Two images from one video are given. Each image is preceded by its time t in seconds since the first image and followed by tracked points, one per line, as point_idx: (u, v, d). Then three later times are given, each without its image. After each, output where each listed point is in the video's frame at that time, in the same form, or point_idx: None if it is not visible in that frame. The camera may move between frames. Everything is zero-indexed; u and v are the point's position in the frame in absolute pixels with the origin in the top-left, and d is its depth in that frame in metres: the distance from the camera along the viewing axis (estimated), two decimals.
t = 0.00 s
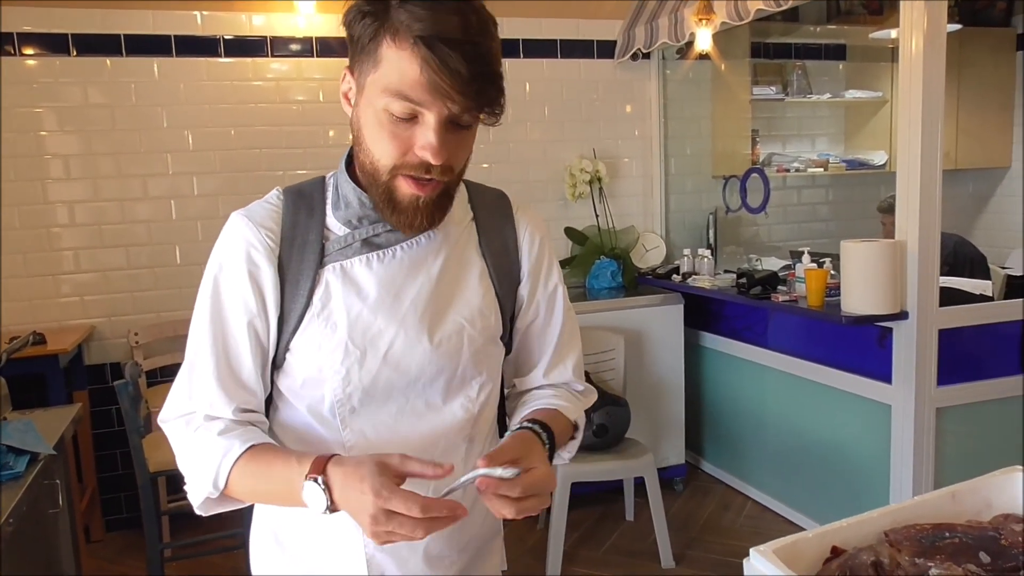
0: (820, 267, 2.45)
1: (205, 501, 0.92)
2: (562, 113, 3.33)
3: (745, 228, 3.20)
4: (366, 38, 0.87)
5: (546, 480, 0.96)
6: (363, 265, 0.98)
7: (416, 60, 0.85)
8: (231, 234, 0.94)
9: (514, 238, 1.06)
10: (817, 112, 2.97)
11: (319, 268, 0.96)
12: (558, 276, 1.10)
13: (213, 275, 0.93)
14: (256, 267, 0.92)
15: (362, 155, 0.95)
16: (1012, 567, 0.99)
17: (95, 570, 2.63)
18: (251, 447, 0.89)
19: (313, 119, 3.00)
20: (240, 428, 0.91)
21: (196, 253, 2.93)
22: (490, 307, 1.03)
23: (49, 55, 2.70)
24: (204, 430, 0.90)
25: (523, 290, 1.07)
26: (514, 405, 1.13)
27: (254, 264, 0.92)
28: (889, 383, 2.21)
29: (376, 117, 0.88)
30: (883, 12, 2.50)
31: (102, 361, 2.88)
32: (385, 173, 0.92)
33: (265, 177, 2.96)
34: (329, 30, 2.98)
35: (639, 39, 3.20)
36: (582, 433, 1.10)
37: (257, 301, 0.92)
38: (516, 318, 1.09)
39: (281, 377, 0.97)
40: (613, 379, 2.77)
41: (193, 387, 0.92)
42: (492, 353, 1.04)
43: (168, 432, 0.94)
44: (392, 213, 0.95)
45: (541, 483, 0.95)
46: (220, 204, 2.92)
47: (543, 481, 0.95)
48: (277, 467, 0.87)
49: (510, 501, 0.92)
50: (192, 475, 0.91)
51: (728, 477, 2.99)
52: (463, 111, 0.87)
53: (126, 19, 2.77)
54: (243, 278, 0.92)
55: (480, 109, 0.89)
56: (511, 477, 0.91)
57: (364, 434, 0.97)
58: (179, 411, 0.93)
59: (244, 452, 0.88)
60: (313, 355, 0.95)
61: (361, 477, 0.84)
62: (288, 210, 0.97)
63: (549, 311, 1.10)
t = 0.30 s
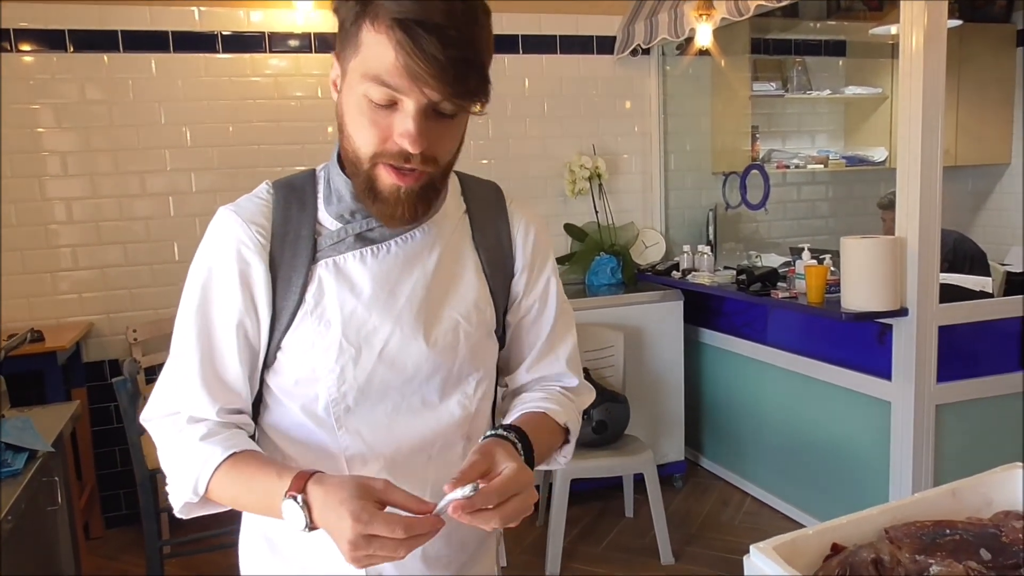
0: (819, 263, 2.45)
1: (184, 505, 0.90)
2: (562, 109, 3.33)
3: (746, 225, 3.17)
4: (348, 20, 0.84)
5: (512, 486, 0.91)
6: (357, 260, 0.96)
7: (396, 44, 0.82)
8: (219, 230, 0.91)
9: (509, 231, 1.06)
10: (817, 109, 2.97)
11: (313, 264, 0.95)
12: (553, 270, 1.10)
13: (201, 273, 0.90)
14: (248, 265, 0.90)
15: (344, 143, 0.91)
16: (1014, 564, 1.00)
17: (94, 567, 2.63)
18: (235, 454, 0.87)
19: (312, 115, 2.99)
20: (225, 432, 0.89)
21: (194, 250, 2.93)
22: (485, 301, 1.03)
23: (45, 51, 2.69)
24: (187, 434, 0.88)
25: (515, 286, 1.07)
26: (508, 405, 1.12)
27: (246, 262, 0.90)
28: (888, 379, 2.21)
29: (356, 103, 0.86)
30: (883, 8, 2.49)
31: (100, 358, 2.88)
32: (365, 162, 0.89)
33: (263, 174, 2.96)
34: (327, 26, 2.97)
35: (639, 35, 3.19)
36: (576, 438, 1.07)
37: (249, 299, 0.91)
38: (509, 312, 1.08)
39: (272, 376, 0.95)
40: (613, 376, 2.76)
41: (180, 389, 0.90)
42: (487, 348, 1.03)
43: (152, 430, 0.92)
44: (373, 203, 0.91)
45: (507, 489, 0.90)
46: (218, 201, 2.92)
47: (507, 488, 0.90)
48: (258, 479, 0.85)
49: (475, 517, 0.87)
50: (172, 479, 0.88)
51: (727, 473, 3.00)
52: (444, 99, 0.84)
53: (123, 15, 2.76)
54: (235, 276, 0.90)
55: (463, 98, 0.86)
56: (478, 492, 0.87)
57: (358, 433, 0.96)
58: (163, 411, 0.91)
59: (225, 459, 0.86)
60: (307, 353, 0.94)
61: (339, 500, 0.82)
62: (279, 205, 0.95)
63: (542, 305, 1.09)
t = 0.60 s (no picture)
0: (824, 253, 2.44)
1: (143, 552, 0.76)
2: (564, 98, 3.32)
3: (748, 215, 3.17)
4: None
5: (518, 480, 0.84)
6: (322, 249, 0.84)
7: (346, 8, 0.73)
8: (170, 228, 0.79)
9: (478, 214, 0.95)
10: (821, 98, 2.94)
11: (275, 257, 0.83)
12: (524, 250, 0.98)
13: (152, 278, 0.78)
14: (202, 262, 0.78)
15: (297, 120, 0.81)
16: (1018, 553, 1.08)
17: (98, 558, 2.64)
18: (201, 494, 0.73)
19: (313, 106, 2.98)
20: (191, 465, 0.75)
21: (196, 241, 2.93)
22: (457, 286, 0.92)
23: (45, 40, 2.68)
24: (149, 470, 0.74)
25: (486, 270, 0.96)
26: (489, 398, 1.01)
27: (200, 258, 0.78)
28: (892, 369, 2.21)
29: (306, 76, 0.76)
30: None
31: (102, 349, 2.89)
32: (320, 140, 0.79)
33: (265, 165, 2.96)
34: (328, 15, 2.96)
35: (642, 24, 3.18)
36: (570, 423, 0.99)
37: (210, 302, 0.78)
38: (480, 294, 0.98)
39: (238, 386, 0.84)
40: (616, 365, 2.78)
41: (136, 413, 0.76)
42: (465, 341, 0.93)
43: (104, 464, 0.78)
44: (331, 181, 0.81)
45: (513, 485, 0.83)
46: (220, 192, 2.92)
47: (515, 483, 0.83)
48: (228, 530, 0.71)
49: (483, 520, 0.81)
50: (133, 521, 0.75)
51: (730, 463, 3.00)
52: (402, 67, 0.75)
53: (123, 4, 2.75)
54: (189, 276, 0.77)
55: (422, 66, 0.77)
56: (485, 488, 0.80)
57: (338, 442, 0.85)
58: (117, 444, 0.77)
59: (191, 501, 0.73)
60: (275, 353, 0.82)
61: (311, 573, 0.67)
62: (232, 199, 0.82)
63: (519, 291, 0.98)
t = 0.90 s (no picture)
0: (827, 242, 2.44)
1: None
2: (567, 85, 3.30)
3: (750, 203, 3.16)
4: None
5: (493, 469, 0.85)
6: (266, 246, 0.87)
7: None
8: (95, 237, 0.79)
9: (429, 205, 1.02)
10: (824, 87, 2.93)
11: (217, 260, 0.85)
12: (476, 233, 1.05)
13: (81, 293, 0.77)
14: (142, 274, 0.78)
15: (229, 111, 0.82)
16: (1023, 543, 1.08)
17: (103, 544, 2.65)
18: (155, 509, 0.69)
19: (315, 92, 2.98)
20: (141, 488, 0.71)
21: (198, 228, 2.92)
22: (410, 278, 0.98)
23: (45, 26, 2.67)
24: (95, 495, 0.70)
25: (438, 251, 1.03)
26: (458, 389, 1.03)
27: (135, 268, 0.78)
28: (895, 358, 2.22)
29: (243, 63, 0.76)
30: None
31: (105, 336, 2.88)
32: (260, 131, 0.79)
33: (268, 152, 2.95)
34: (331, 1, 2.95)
35: (645, 11, 3.17)
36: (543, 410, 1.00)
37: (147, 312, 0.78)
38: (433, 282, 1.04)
39: (189, 391, 0.86)
40: (619, 354, 2.79)
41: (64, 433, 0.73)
42: (412, 333, 0.97)
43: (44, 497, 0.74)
44: (272, 177, 0.83)
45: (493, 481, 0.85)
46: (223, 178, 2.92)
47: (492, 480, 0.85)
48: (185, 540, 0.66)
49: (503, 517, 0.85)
50: (80, 554, 0.70)
51: (731, 452, 3.01)
52: (347, 49, 0.76)
53: None
54: (124, 289, 0.77)
55: (366, 47, 0.77)
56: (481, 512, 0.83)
57: (297, 442, 0.89)
58: (56, 474, 0.73)
59: (145, 516, 0.68)
60: (231, 357, 0.85)
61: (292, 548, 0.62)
62: (161, 199, 0.83)
63: (474, 278, 1.04)
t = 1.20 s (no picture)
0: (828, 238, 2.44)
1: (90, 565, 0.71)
2: (567, 81, 3.29)
3: (752, 200, 3.15)
4: None
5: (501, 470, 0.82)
6: (262, 239, 0.91)
7: None
8: (91, 224, 0.81)
9: (420, 204, 1.04)
10: (827, 82, 2.93)
11: (214, 251, 0.88)
12: (471, 234, 1.07)
13: (77, 277, 0.79)
14: (138, 259, 0.80)
15: (222, 103, 0.86)
16: None
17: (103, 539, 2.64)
18: (160, 488, 0.71)
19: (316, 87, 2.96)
20: (144, 468, 0.73)
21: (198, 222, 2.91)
22: (402, 277, 1.00)
23: (45, 20, 2.66)
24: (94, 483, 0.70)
25: (431, 251, 1.04)
26: (462, 392, 1.03)
27: (129, 251, 0.80)
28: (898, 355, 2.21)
29: (235, 58, 0.80)
30: None
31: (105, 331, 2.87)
32: (255, 125, 0.83)
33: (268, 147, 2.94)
34: None
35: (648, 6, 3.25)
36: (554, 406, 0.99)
37: (142, 296, 0.80)
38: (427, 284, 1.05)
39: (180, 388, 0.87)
40: (619, 350, 2.78)
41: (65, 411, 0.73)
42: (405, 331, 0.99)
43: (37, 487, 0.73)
44: (269, 169, 0.87)
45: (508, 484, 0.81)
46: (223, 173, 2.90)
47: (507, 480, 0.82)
48: (192, 518, 0.69)
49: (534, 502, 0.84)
50: (77, 535, 0.71)
51: (732, 449, 3.01)
52: (334, 37, 0.80)
53: None
54: (117, 271, 0.79)
55: (353, 36, 0.81)
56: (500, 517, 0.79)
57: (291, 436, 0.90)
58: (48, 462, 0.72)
59: (150, 494, 0.70)
60: (229, 347, 0.88)
61: (334, 480, 0.65)
62: (155, 190, 0.86)
63: (470, 278, 1.05)
